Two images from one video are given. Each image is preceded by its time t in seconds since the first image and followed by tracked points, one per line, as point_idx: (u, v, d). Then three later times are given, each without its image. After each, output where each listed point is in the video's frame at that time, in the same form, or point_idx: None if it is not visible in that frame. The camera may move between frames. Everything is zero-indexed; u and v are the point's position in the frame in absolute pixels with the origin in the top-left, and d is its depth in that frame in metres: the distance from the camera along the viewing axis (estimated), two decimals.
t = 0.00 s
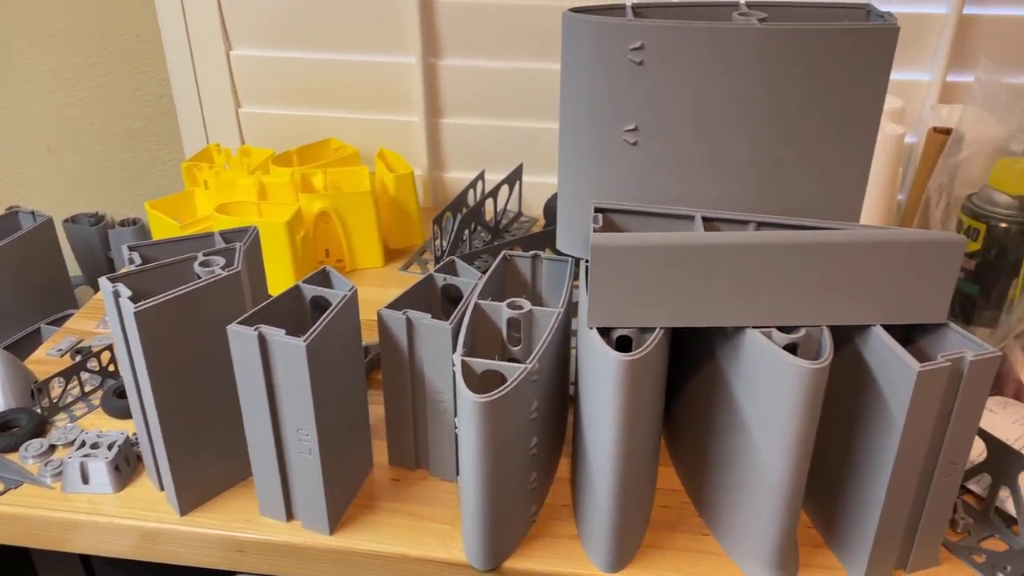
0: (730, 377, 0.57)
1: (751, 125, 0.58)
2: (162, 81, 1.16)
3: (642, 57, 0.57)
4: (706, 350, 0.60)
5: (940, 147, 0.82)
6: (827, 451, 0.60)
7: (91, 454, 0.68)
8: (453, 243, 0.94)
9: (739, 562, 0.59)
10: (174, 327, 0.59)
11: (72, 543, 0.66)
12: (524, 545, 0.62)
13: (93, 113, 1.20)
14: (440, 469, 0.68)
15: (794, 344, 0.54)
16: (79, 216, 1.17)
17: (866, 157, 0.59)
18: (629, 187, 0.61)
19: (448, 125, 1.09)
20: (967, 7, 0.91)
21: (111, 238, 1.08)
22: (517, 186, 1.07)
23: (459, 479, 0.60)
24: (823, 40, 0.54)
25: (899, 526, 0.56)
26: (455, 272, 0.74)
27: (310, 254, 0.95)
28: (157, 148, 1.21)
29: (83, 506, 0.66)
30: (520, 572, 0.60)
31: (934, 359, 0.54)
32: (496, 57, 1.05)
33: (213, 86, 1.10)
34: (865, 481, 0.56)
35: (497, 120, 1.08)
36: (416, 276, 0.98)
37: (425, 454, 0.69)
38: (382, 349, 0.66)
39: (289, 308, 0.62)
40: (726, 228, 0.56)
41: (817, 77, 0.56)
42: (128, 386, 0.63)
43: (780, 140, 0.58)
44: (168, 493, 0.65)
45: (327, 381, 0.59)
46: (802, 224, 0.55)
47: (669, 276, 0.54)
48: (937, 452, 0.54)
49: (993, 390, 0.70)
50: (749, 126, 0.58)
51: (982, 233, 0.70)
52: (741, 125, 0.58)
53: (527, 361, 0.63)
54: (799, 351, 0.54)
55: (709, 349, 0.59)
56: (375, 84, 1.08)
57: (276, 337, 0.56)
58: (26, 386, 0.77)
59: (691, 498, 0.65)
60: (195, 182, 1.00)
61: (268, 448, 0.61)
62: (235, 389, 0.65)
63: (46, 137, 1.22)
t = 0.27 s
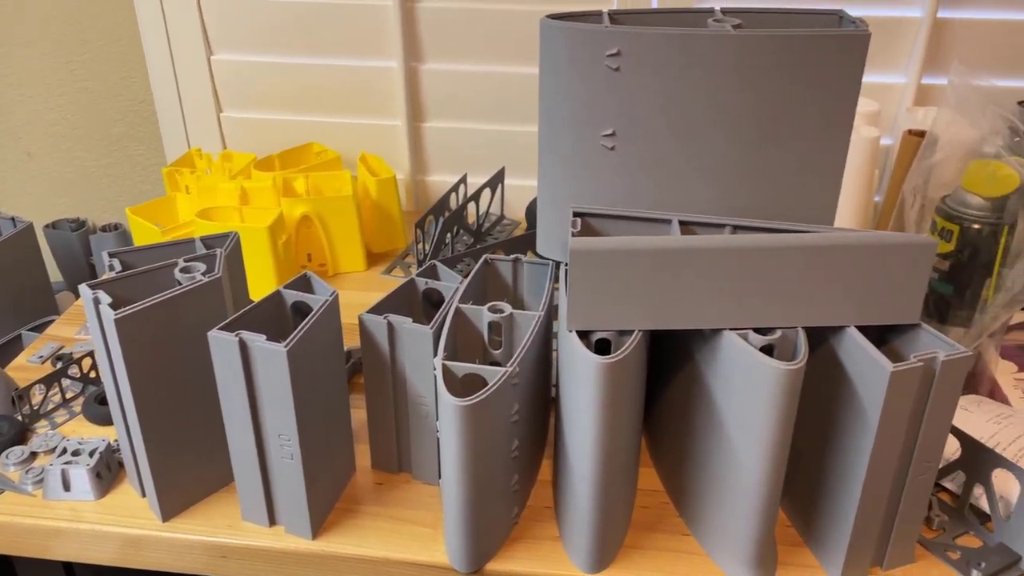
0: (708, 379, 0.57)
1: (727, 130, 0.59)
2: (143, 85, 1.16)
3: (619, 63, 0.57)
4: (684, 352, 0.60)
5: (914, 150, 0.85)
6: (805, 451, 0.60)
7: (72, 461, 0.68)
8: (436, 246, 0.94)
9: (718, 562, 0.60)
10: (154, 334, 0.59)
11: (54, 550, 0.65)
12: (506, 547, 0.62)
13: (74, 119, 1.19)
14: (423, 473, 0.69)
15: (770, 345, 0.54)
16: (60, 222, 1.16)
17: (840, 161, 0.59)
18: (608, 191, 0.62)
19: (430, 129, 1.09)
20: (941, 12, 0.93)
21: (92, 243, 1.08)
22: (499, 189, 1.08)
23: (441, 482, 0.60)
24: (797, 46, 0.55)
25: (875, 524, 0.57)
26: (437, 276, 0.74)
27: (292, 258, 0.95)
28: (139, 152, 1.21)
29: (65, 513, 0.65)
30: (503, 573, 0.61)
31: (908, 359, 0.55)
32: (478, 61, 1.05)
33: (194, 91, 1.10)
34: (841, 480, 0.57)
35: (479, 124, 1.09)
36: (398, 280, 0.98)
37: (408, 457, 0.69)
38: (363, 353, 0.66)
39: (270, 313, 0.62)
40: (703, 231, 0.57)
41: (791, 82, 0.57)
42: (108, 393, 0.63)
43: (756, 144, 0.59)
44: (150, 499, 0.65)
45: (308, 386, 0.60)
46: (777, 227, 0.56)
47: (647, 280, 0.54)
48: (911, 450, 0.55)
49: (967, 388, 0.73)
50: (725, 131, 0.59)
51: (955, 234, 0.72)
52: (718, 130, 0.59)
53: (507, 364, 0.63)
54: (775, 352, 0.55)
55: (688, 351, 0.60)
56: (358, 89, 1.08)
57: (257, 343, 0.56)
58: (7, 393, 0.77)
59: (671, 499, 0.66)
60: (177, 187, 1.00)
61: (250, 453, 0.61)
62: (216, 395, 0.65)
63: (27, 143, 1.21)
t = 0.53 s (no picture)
0: (686, 377, 0.58)
1: (703, 132, 0.60)
2: (125, 89, 1.15)
3: (596, 67, 0.58)
4: (663, 351, 0.61)
5: (891, 151, 0.87)
6: (783, 448, 0.61)
7: (56, 464, 0.68)
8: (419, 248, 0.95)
9: (698, 558, 0.61)
10: (136, 338, 0.59)
11: (37, 554, 0.66)
12: (489, 546, 0.63)
13: (56, 122, 1.19)
14: (407, 473, 0.69)
15: (746, 344, 0.55)
16: (42, 226, 1.16)
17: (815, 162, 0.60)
18: (587, 192, 0.62)
19: (413, 131, 1.10)
20: (917, 14, 0.94)
21: (75, 248, 1.08)
22: (482, 191, 1.08)
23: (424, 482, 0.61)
24: (770, 49, 0.56)
25: (851, 520, 0.58)
26: (419, 278, 0.75)
27: (276, 261, 0.95)
28: (122, 156, 1.21)
29: (49, 516, 0.66)
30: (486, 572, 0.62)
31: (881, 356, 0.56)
32: (460, 64, 1.06)
33: (177, 94, 1.10)
34: (817, 477, 0.58)
35: (462, 126, 1.09)
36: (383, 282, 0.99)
37: (392, 458, 0.70)
38: (347, 355, 0.66)
39: (252, 316, 0.63)
40: (680, 232, 0.58)
41: (766, 84, 0.58)
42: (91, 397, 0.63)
43: (732, 146, 0.60)
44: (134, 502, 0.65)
45: (291, 388, 0.60)
46: (753, 227, 0.57)
47: (625, 280, 0.55)
48: (885, 446, 0.56)
49: (944, 384, 0.76)
50: (701, 133, 0.60)
51: (929, 233, 0.73)
52: (695, 132, 0.60)
53: (489, 365, 0.64)
54: (752, 350, 0.56)
55: (666, 350, 0.60)
56: (341, 91, 1.08)
57: (240, 346, 0.57)
58: None
59: (652, 496, 0.67)
60: (160, 191, 1.00)
61: (234, 456, 0.61)
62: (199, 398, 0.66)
63: (9, 146, 1.21)
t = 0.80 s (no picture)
0: (662, 371, 0.59)
1: (678, 131, 0.61)
2: (107, 90, 1.15)
3: (572, 67, 0.59)
4: (640, 346, 0.62)
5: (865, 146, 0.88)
6: (758, 440, 0.63)
7: (40, 463, 0.68)
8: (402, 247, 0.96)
9: (676, 548, 0.62)
10: (119, 337, 0.60)
11: (21, 553, 0.66)
12: (471, 539, 0.64)
13: (38, 123, 1.19)
14: (389, 469, 0.70)
15: (721, 338, 0.56)
16: (25, 227, 1.16)
17: (787, 160, 0.62)
18: (565, 191, 0.63)
19: (396, 131, 1.11)
20: (891, 14, 0.96)
21: (58, 249, 1.08)
22: (465, 190, 1.09)
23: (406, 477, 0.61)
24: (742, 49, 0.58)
25: (824, 509, 0.59)
26: (401, 276, 0.76)
27: (259, 261, 0.96)
28: (105, 157, 1.21)
29: (33, 515, 0.66)
30: (468, 565, 0.62)
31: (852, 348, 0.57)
32: (442, 64, 1.07)
33: (159, 95, 1.10)
34: (791, 468, 0.59)
35: (444, 125, 1.10)
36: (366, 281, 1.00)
37: (375, 454, 0.70)
38: (329, 352, 0.67)
39: (234, 315, 0.64)
40: (655, 229, 0.59)
41: (738, 84, 0.59)
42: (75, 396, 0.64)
43: (707, 145, 0.61)
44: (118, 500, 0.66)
45: (273, 385, 0.61)
46: (726, 224, 0.58)
47: (601, 276, 0.56)
48: (856, 437, 0.57)
49: (917, 377, 0.77)
50: (676, 131, 0.61)
51: (902, 229, 0.74)
52: (670, 131, 0.61)
53: (469, 361, 0.65)
54: (726, 344, 0.57)
55: (643, 345, 0.62)
56: (324, 92, 1.09)
57: (222, 344, 0.57)
58: None
59: (632, 489, 0.68)
60: (142, 191, 1.00)
61: (218, 453, 0.62)
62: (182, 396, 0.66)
63: None
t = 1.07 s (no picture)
0: (640, 365, 0.60)
1: (654, 129, 0.62)
2: (91, 90, 1.16)
3: (550, 67, 0.60)
4: (619, 340, 0.64)
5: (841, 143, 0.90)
6: (735, 431, 0.64)
7: (27, 461, 0.69)
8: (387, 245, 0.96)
9: (655, 538, 0.63)
10: (104, 334, 0.60)
11: (9, 549, 0.66)
12: (455, 531, 0.65)
13: (23, 124, 1.19)
14: (374, 463, 0.71)
15: (696, 331, 0.58)
16: (10, 228, 1.16)
17: (761, 157, 0.63)
18: (544, 188, 0.65)
19: (380, 131, 1.11)
20: (867, 13, 0.97)
21: (43, 249, 1.08)
22: (449, 189, 1.10)
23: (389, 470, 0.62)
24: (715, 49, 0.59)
25: (799, 497, 0.60)
26: (384, 274, 0.77)
27: (244, 260, 0.96)
28: (90, 158, 1.21)
29: (20, 512, 0.67)
30: (451, 557, 0.63)
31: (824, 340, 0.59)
32: (425, 64, 1.08)
33: (144, 95, 1.11)
34: (766, 458, 0.60)
35: (428, 125, 1.11)
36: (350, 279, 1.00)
37: (359, 449, 0.71)
38: (313, 349, 0.68)
39: (219, 312, 0.64)
40: (633, 225, 0.60)
41: (712, 83, 0.60)
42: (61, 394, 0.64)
43: (682, 143, 0.62)
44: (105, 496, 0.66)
45: (258, 381, 0.62)
46: (701, 219, 0.59)
47: (580, 271, 0.57)
48: (829, 427, 0.59)
49: (892, 369, 0.79)
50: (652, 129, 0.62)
51: (875, 224, 0.76)
52: (646, 128, 0.62)
53: (452, 356, 0.66)
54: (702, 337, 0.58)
55: (622, 339, 0.63)
56: (308, 92, 1.10)
57: (206, 341, 0.58)
58: None
59: (612, 481, 0.69)
60: (128, 191, 1.01)
61: (203, 449, 0.63)
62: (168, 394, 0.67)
63: None
